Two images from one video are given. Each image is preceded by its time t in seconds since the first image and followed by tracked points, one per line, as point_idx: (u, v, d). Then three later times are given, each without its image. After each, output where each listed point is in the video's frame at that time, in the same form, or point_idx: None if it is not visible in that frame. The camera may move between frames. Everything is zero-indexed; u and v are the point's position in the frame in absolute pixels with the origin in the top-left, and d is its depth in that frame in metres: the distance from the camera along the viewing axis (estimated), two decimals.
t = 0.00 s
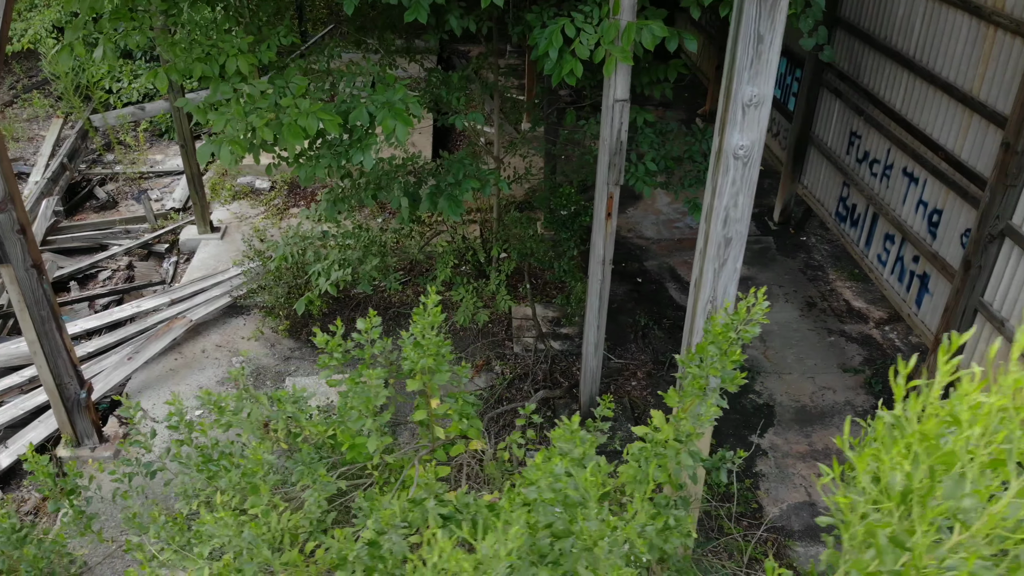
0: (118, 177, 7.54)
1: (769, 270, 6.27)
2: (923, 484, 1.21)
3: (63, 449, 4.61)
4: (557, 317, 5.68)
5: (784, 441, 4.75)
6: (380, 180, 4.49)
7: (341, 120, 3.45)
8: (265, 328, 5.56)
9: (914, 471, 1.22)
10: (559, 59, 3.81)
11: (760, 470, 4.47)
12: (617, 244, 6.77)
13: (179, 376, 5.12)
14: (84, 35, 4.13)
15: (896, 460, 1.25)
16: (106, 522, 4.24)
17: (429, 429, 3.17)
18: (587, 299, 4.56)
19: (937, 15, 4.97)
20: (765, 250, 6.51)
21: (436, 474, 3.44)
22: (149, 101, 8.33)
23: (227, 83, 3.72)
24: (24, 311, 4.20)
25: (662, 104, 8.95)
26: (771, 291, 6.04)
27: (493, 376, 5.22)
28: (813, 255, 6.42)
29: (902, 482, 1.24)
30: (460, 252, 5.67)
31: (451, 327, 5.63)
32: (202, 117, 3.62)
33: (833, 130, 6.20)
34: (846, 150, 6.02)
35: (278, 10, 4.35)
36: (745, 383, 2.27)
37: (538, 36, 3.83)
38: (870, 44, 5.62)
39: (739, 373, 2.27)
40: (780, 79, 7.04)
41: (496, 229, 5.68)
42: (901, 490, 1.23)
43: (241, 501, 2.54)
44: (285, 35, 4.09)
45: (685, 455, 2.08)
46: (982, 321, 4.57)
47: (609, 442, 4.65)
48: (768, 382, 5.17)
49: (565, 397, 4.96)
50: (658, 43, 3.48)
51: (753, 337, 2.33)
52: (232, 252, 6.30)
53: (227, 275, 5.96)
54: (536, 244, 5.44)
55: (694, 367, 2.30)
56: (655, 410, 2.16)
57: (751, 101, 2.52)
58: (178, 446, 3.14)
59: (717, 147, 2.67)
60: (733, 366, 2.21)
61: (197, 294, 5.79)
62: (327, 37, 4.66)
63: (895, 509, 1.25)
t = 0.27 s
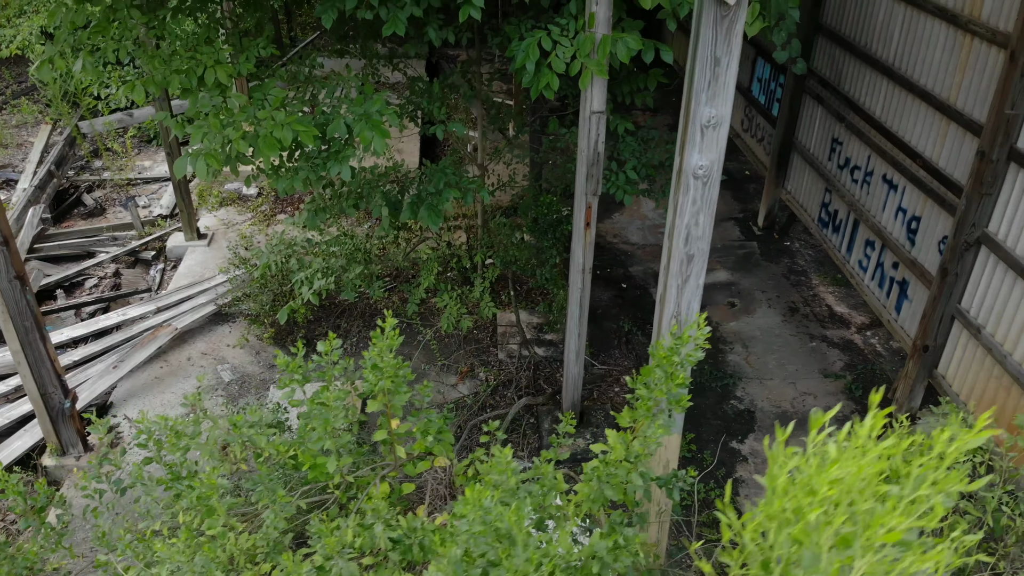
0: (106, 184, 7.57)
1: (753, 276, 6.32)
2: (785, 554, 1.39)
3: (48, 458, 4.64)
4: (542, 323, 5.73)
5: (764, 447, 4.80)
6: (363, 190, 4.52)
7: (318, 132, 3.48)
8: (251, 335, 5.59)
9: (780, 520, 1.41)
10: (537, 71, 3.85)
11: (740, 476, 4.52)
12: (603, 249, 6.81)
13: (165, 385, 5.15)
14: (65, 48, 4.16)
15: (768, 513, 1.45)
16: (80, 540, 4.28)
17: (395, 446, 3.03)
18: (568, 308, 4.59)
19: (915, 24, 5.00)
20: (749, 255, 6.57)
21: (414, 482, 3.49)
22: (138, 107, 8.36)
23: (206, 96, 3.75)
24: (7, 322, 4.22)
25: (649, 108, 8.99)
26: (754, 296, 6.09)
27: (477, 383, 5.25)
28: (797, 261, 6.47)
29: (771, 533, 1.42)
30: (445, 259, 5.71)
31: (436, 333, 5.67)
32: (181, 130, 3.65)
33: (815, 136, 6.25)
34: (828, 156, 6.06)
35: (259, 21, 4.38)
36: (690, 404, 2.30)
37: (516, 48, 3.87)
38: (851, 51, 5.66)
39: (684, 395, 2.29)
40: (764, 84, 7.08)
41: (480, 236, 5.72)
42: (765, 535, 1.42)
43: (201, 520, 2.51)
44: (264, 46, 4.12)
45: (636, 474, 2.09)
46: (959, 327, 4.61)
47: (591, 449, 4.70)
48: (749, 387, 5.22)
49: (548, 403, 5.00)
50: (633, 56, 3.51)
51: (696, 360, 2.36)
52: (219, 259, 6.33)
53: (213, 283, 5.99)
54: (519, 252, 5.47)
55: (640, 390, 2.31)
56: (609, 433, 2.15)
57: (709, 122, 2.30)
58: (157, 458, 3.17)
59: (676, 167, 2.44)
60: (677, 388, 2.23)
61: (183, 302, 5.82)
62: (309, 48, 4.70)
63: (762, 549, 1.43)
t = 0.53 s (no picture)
0: (98, 187, 7.61)
1: (741, 279, 6.36)
2: None
3: (36, 462, 4.66)
4: (530, 326, 5.75)
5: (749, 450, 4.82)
6: (348, 194, 4.54)
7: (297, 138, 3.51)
8: (240, 339, 5.61)
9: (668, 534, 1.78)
10: (519, 78, 3.86)
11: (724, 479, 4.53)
12: (594, 252, 6.83)
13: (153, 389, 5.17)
14: (51, 54, 4.19)
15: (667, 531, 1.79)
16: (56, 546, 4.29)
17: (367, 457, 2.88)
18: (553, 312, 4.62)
19: (900, 29, 5.02)
20: (738, 259, 6.59)
21: (395, 487, 3.51)
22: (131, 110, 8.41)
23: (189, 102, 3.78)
24: None
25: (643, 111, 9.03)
26: (742, 299, 6.12)
27: (464, 387, 5.26)
28: (786, 264, 6.49)
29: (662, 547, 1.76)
30: (433, 263, 5.73)
31: (425, 336, 5.69)
32: (163, 137, 3.68)
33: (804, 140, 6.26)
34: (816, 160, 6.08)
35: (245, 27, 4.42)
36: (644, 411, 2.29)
37: (498, 55, 3.89)
38: (838, 55, 5.68)
39: (638, 403, 2.28)
40: (754, 87, 7.11)
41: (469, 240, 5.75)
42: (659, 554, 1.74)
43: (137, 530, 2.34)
44: (247, 52, 4.15)
45: (594, 482, 2.09)
46: (942, 331, 4.59)
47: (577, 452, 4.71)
48: (736, 391, 5.25)
49: (534, 407, 5.01)
50: (613, 63, 3.51)
51: (651, 367, 2.34)
52: (210, 262, 6.36)
53: (203, 286, 6.02)
54: (506, 255, 5.48)
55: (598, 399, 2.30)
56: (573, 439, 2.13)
57: (674, 134, 2.35)
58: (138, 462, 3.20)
59: (643, 177, 2.49)
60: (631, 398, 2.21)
61: (173, 305, 5.84)
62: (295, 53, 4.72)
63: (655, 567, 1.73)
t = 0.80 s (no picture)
0: (90, 187, 7.63)
1: (731, 279, 6.37)
2: None
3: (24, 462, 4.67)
4: (519, 326, 5.75)
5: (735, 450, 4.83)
6: (334, 195, 4.55)
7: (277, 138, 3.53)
8: (229, 339, 5.62)
9: None
10: (502, 80, 3.87)
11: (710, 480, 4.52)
12: (584, 252, 6.84)
13: (142, 388, 5.18)
14: (36, 56, 4.21)
15: None
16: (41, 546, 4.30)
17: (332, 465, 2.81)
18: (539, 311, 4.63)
19: (887, 29, 5.03)
20: (728, 259, 6.61)
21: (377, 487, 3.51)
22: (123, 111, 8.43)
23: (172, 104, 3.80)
24: None
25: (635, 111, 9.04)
26: (731, 299, 6.13)
27: (453, 387, 5.25)
28: (775, 264, 6.50)
29: None
30: (422, 263, 5.74)
31: (414, 336, 5.70)
32: (146, 138, 3.70)
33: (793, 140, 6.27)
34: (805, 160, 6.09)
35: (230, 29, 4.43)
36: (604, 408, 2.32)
37: (482, 56, 3.90)
38: (827, 56, 5.68)
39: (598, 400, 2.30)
40: (745, 88, 7.12)
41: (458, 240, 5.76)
42: None
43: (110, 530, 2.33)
44: (232, 54, 4.18)
45: (555, 479, 2.14)
46: (928, 331, 4.59)
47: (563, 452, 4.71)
48: (723, 391, 5.26)
49: (521, 407, 5.03)
50: (594, 64, 3.52)
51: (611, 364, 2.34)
52: (200, 262, 6.37)
53: (193, 287, 6.03)
54: (494, 256, 5.48)
55: (559, 398, 2.34)
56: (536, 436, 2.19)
57: (641, 135, 2.36)
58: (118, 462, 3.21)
59: (613, 179, 2.51)
60: (589, 396, 2.24)
61: (162, 305, 5.86)
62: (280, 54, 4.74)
63: None
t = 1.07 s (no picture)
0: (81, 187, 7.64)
1: (720, 279, 6.38)
2: None
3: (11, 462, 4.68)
4: (509, 326, 5.75)
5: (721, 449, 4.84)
6: (319, 194, 4.56)
7: (257, 138, 3.55)
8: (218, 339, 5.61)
9: None
10: (485, 80, 3.88)
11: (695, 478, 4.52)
12: (575, 252, 6.84)
13: (130, 388, 5.18)
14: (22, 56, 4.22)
15: None
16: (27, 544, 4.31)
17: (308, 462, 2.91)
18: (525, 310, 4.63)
19: (873, 29, 5.03)
20: (718, 258, 6.61)
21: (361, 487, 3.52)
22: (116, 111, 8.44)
23: (155, 104, 3.82)
24: None
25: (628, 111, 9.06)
26: (720, 299, 6.14)
27: (441, 387, 5.24)
28: (765, 263, 6.50)
29: None
30: (410, 262, 5.75)
31: (402, 335, 5.70)
32: (127, 138, 3.71)
33: (783, 140, 6.28)
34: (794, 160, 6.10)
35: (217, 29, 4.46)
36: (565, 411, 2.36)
37: (465, 56, 3.90)
38: (815, 56, 5.68)
39: (558, 401, 2.35)
40: (736, 88, 7.12)
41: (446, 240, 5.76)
42: None
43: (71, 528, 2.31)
44: (217, 54, 4.18)
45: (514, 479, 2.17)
46: (913, 331, 4.59)
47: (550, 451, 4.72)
48: (710, 390, 5.27)
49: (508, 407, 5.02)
50: (575, 64, 3.53)
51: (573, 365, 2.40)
52: (190, 262, 6.37)
53: (182, 287, 6.03)
54: (481, 255, 5.48)
55: (521, 398, 2.37)
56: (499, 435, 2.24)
57: (610, 135, 2.35)
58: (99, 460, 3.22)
59: (582, 178, 2.48)
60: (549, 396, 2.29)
61: (152, 305, 5.86)
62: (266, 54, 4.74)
63: None
